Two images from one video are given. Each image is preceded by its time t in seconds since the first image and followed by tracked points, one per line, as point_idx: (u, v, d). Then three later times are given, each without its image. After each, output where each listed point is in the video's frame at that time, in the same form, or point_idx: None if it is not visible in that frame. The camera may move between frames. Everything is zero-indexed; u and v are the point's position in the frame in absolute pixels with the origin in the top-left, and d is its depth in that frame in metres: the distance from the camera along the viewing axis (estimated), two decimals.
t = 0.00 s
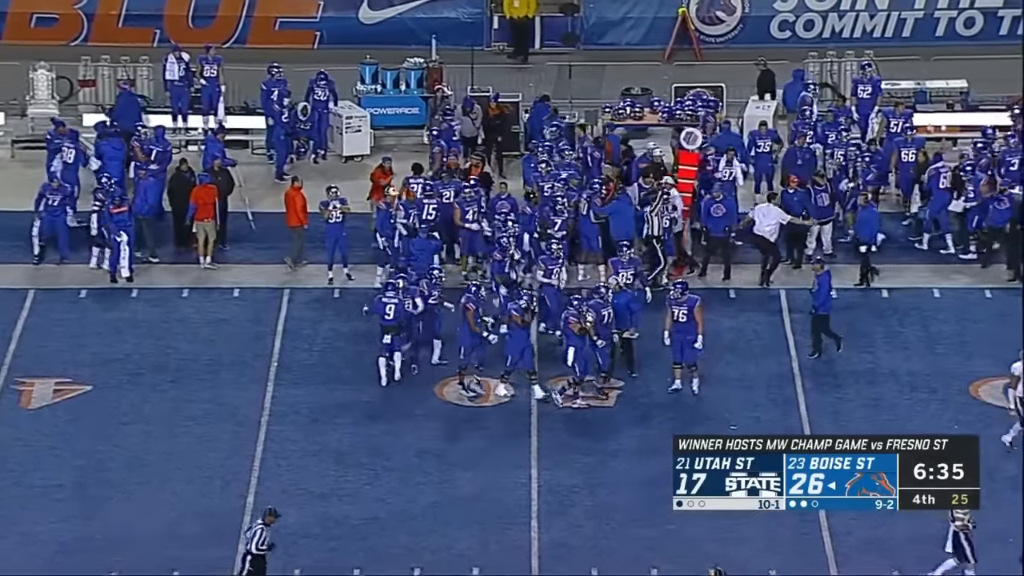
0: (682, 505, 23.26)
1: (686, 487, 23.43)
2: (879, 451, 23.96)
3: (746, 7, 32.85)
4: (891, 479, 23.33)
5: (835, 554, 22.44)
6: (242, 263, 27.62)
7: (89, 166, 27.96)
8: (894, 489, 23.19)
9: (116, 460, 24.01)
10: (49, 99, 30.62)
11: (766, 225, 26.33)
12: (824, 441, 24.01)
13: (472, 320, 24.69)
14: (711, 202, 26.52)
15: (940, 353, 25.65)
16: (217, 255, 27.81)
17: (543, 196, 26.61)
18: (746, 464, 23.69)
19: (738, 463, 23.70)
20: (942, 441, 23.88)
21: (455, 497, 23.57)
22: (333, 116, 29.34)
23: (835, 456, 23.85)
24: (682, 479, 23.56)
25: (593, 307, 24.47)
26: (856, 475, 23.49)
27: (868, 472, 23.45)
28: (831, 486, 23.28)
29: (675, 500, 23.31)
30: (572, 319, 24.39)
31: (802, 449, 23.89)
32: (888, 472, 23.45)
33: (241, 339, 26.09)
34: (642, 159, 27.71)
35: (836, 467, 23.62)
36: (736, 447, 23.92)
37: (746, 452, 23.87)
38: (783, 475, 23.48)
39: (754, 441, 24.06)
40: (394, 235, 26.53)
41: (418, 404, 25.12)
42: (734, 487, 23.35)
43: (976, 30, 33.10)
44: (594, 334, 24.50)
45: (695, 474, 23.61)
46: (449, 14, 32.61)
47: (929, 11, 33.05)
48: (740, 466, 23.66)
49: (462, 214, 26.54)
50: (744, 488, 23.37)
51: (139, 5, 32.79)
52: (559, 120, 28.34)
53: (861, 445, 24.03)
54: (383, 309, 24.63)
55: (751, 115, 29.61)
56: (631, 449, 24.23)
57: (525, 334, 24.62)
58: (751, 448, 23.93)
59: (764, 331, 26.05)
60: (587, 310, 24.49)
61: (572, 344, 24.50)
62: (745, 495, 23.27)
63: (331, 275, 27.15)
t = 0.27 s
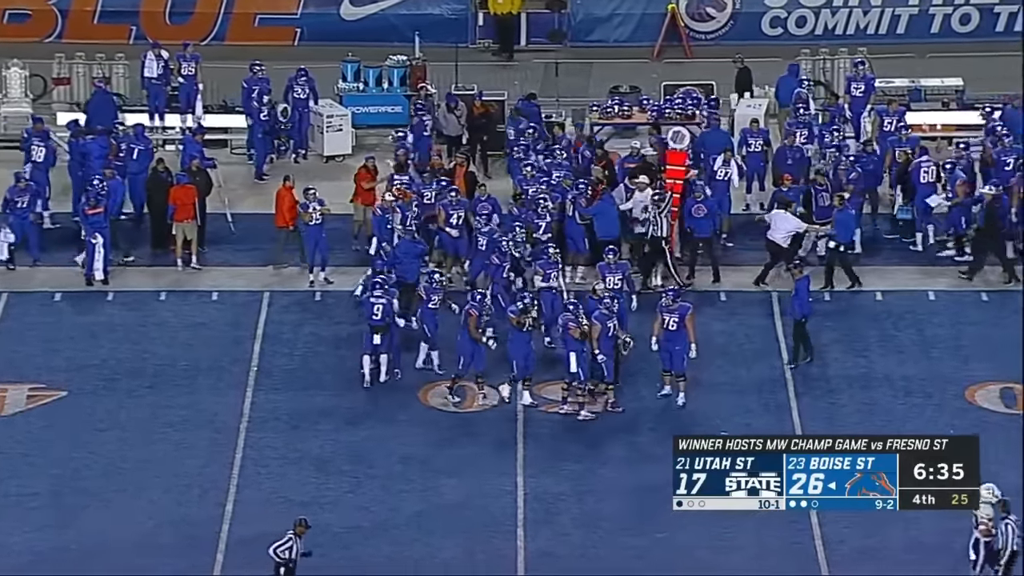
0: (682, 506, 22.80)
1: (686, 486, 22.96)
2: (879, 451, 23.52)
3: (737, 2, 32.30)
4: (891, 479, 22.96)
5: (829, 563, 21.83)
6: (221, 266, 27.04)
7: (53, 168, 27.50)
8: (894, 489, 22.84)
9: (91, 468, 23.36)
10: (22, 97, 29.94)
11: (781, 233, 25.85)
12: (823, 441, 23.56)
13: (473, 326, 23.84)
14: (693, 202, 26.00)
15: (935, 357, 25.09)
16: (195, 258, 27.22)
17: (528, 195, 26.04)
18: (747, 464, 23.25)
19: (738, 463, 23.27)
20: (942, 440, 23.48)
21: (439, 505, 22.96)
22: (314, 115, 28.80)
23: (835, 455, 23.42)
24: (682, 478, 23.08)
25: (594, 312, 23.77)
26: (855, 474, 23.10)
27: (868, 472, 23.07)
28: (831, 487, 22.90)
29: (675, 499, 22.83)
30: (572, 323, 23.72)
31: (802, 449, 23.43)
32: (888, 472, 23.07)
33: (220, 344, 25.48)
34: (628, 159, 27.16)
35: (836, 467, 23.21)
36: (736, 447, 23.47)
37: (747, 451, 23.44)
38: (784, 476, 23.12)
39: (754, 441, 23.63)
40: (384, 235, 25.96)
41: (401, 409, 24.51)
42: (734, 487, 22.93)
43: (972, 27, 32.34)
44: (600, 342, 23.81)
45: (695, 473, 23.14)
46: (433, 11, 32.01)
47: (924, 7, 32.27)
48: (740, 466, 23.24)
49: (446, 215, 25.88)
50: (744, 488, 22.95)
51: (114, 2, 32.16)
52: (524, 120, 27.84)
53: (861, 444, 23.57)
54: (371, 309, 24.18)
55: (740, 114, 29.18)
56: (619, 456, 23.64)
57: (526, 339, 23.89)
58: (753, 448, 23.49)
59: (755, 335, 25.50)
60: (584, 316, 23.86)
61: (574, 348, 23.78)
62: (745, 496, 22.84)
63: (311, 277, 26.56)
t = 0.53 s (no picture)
0: (682, 505, 22.32)
1: (686, 487, 22.50)
2: (879, 451, 23.04)
3: None
4: (891, 479, 22.55)
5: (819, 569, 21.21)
6: (197, 268, 26.45)
7: (20, 169, 26.93)
8: (894, 489, 22.43)
9: (63, 475, 22.72)
10: None
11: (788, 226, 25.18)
12: (823, 441, 23.15)
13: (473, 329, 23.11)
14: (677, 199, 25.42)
15: (928, 360, 24.53)
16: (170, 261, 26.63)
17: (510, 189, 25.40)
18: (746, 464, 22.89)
19: (738, 463, 22.92)
20: (942, 440, 23.04)
21: (420, 513, 22.35)
22: (291, 113, 28.35)
23: (835, 455, 22.99)
24: (682, 478, 22.64)
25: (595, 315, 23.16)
26: (855, 475, 22.68)
27: (868, 472, 22.66)
28: (831, 487, 22.48)
29: (675, 500, 22.34)
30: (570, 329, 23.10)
31: (802, 449, 23.03)
32: (888, 472, 22.66)
33: (196, 348, 24.87)
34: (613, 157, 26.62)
35: (836, 467, 22.80)
36: (736, 447, 23.10)
37: (747, 451, 23.07)
38: (784, 476, 22.73)
39: (754, 441, 23.22)
40: (366, 234, 25.30)
41: (381, 415, 23.91)
42: (734, 487, 22.52)
43: (965, 23, 32.14)
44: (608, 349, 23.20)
45: (695, 473, 22.70)
46: (414, 6, 31.49)
47: (916, 3, 31.94)
48: (740, 466, 22.89)
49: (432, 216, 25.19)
50: (744, 488, 22.53)
51: None
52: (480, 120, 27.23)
53: (860, 445, 23.10)
54: (349, 307, 23.54)
55: (729, 114, 29.01)
56: (605, 463, 23.07)
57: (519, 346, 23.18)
58: (753, 447, 23.11)
59: (744, 338, 24.94)
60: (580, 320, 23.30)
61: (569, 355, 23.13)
62: (745, 495, 22.42)
63: (289, 279, 25.97)
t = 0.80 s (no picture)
0: (682, 506, 21.79)
1: (686, 487, 21.99)
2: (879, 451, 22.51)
3: None
4: (891, 479, 21.97)
5: None
6: (172, 270, 25.86)
7: None
8: (895, 489, 21.84)
9: (34, 482, 22.12)
10: None
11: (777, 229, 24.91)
12: (823, 441, 22.60)
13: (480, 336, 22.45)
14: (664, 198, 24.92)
15: (921, 363, 23.98)
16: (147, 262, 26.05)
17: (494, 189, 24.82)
18: (746, 465, 22.31)
19: (738, 463, 22.35)
20: (942, 440, 22.53)
21: (402, 520, 21.75)
22: (270, 111, 27.87)
23: (835, 456, 22.43)
24: (681, 479, 22.12)
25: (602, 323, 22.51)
26: (855, 475, 22.11)
27: (869, 472, 22.09)
28: (831, 486, 21.89)
29: (675, 500, 21.85)
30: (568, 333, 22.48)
31: (802, 449, 22.48)
32: (889, 472, 22.09)
33: (171, 351, 24.27)
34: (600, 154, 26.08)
35: (835, 467, 22.25)
36: (736, 447, 22.56)
37: (747, 451, 22.52)
38: (784, 476, 22.14)
39: (753, 441, 22.68)
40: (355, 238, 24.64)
41: (361, 420, 23.32)
42: (734, 486, 21.95)
43: (958, 17, 31.92)
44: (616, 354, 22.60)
45: (695, 473, 22.17)
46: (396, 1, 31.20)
47: None
48: (740, 466, 22.31)
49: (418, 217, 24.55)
50: (744, 488, 21.98)
51: None
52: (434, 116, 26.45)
53: (861, 445, 22.56)
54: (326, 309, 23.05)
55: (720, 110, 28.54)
56: (591, 469, 22.50)
57: (514, 353, 22.52)
58: (753, 448, 22.56)
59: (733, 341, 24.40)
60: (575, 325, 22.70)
61: (563, 359, 22.42)
62: (745, 495, 21.86)
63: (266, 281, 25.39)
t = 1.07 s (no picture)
0: (683, 506, 21.33)
1: (686, 487, 21.54)
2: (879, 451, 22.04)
3: None
4: (892, 479, 21.53)
5: None
6: (152, 271, 25.29)
7: None
8: (892, 489, 21.39)
9: (9, 488, 21.54)
10: None
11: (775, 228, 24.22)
12: (823, 441, 22.14)
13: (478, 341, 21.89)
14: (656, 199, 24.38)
15: (919, 366, 23.41)
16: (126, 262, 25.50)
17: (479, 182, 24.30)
18: (746, 464, 21.76)
19: (738, 463, 21.85)
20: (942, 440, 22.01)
21: (387, 527, 21.19)
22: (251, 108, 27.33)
23: (835, 456, 21.97)
24: (682, 479, 21.64)
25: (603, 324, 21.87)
26: (856, 475, 21.66)
27: (866, 472, 21.64)
28: (832, 487, 21.44)
29: (675, 500, 21.39)
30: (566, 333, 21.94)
31: (800, 450, 21.95)
32: (890, 472, 21.63)
33: (150, 354, 23.71)
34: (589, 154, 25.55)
35: (836, 467, 21.79)
36: (737, 447, 22.05)
37: (746, 451, 21.96)
38: (783, 475, 21.65)
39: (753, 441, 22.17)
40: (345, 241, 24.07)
41: (345, 424, 22.75)
42: (734, 486, 21.48)
43: (957, 11, 31.41)
44: (623, 356, 21.87)
45: (695, 474, 21.69)
46: None
47: None
48: (740, 466, 21.81)
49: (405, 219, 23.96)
50: (745, 488, 21.51)
51: None
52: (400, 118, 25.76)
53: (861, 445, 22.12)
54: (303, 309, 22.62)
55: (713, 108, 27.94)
56: (581, 475, 21.95)
57: (513, 357, 22.00)
58: (751, 448, 21.98)
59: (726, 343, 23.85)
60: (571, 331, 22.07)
61: (557, 361, 21.96)
62: (745, 495, 21.39)
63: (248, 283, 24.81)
